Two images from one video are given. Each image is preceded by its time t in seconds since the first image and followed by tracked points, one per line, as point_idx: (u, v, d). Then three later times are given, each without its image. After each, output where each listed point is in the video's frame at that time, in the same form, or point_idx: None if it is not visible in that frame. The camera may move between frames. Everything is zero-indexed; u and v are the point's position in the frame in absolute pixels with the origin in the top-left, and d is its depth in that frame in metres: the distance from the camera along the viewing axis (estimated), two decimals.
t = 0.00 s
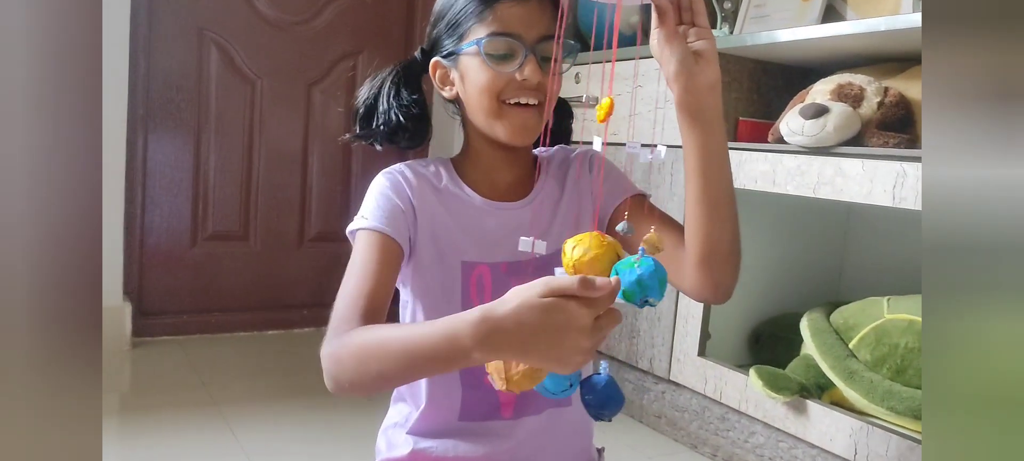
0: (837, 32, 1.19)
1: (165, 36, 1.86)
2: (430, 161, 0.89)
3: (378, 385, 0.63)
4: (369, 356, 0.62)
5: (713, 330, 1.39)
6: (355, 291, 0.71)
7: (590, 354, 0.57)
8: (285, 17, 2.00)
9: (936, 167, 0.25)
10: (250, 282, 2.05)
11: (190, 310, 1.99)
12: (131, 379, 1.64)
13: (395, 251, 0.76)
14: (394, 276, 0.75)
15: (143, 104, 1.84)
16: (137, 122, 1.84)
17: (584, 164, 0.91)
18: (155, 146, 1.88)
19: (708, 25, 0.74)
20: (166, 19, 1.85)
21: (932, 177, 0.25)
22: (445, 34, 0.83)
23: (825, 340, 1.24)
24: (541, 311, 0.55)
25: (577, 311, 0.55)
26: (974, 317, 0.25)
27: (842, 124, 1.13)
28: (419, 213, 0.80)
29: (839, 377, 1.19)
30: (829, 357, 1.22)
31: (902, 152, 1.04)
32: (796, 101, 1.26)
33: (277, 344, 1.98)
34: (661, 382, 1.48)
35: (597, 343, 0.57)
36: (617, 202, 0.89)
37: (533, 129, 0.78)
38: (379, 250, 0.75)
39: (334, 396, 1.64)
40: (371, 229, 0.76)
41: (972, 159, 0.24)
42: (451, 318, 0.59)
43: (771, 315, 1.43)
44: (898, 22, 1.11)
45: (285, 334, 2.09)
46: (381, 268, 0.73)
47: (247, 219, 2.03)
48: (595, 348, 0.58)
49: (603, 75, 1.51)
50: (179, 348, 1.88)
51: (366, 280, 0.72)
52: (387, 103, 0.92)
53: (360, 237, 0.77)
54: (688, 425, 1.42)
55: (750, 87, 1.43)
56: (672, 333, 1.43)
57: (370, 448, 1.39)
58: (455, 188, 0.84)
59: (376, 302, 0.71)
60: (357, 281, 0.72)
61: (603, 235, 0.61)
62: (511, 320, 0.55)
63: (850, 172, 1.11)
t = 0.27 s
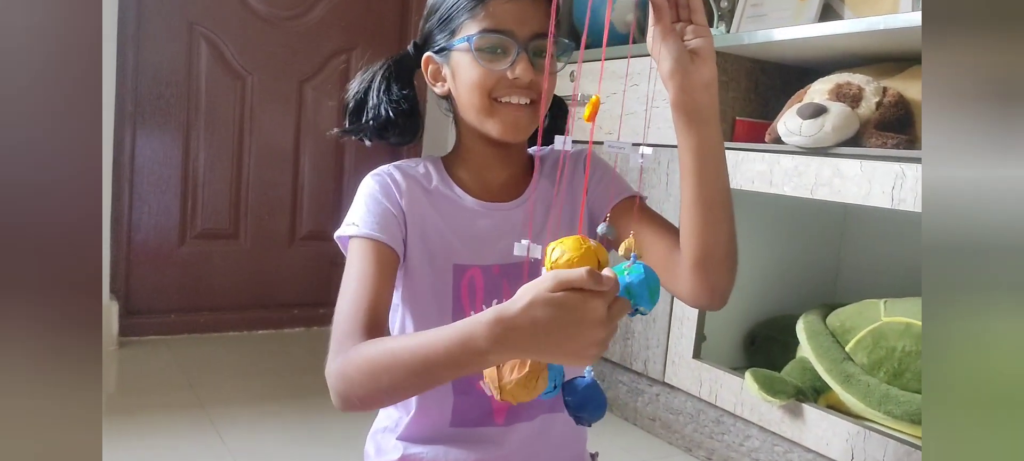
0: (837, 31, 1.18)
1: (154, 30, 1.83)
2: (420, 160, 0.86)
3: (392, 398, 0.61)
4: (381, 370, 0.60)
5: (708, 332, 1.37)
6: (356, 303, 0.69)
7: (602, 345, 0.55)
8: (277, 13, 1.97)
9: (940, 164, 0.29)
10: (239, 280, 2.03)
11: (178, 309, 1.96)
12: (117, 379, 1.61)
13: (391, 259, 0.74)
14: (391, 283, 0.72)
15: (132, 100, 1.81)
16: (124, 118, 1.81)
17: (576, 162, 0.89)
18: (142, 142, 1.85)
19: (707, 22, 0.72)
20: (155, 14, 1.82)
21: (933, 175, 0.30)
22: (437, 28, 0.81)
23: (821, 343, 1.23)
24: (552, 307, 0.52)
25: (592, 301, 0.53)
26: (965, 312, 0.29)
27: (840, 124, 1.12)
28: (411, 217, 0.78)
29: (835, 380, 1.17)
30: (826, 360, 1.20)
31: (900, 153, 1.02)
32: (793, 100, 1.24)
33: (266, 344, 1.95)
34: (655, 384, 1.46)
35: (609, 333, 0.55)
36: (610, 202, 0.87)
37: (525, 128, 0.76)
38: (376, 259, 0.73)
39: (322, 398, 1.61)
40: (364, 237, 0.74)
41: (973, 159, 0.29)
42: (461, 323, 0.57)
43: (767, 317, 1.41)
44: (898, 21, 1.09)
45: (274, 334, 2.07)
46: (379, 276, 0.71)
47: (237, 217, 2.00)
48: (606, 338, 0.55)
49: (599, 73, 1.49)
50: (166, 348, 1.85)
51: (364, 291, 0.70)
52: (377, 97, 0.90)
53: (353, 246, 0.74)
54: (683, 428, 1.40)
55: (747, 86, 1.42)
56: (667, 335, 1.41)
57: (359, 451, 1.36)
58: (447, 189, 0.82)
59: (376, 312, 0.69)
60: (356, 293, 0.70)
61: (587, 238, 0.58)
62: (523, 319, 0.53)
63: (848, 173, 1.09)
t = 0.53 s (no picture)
0: (834, 29, 1.17)
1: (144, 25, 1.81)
2: (411, 158, 0.85)
3: (383, 397, 0.59)
4: (370, 368, 0.58)
5: (703, 332, 1.36)
6: (346, 302, 0.67)
7: (594, 341, 0.53)
8: (269, 8, 1.95)
9: (940, 164, 0.27)
10: (230, 278, 2.01)
11: (168, 306, 1.95)
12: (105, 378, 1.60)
13: (382, 257, 0.72)
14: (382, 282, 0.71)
15: (121, 95, 1.80)
16: (114, 113, 1.79)
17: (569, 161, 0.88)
18: (133, 138, 1.84)
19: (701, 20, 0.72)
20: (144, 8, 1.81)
21: (933, 177, 0.28)
22: (430, 19, 0.80)
23: (817, 344, 1.22)
24: (540, 298, 0.51)
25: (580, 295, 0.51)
26: (966, 313, 0.27)
27: (837, 123, 1.11)
28: (401, 214, 0.77)
29: (831, 381, 1.16)
30: (821, 361, 1.19)
31: (899, 153, 1.02)
32: (790, 99, 1.23)
33: (257, 343, 1.94)
34: (649, 384, 1.45)
35: (602, 329, 0.53)
36: (605, 204, 0.85)
37: (515, 122, 0.74)
38: (366, 257, 0.71)
39: (313, 397, 1.60)
40: (354, 235, 0.72)
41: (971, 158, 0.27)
42: (449, 317, 0.55)
43: (762, 317, 1.40)
44: (898, 20, 1.08)
45: (265, 333, 2.05)
46: (369, 274, 0.70)
47: (228, 213, 1.99)
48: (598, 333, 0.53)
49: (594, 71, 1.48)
50: (157, 347, 1.83)
51: (354, 290, 0.68)
52: (364, 86, 0.88)
53: (343, 244, 0.73)
54: (677, 429, 1.39)
55: (743, 85, 1.41)
56: (661, 335, 1.40)
57: (349, 451, 1.35)
58: (438, 187, 0.81)
59: (367, 311, 0.67)
60: (346, 292, 0.68)
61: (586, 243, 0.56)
62: (511, 311, 0.52)
63: (844, 173, 1.08)
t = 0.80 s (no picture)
0: (828, 29, 1.17)
1: (135, 22, 1.80)
2: (406, 149, 0.85)
3: (367, 391, 0.59)
4: (355, 361, 0.58)
5: (695, 332, 1.36)
6: (336, 293, 0.67)
7: (581, 347, 0.53)
8: (261, 6, 1.95)
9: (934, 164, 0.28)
10: (221, 276, 2.00)
11: (158, 305, 1.93)
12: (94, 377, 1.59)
13: (374, 248, 0.72)
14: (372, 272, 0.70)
15: (112, 92, 1.79)
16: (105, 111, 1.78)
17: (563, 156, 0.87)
18: (123, 136, 1.82)
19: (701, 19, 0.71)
20: (135, 5, 1.79)
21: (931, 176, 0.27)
22: (423, 11, 0.79)
23: (808, 344, 1.22)
24: (529, 301, 0.51)
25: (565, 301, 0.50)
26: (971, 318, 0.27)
27: (830, 123, 1.11)
28: (393, 206, 0.76)
29: (823, 381, 1.16)
30: (813, 362, 1.19)
31: (891, 153, 1.02)
32: (782, 99, 1.23)
33: (248, 342, 1.93)
34: (641, 384, 1.45)
35: (589, 336, 0.53)
36: (599, 200, 0.85)
37: (502, 119, 0.74)
38: (357, 247, 0.71)
39: (304, 397, 1.59)
40: (345, 224, 0.72)
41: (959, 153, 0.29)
42: (438, 313, 0.55)
43: (754, 317, 1.40)
44: (892, 20, 1.08)
45: (257, 332, 2.04)
46: (360, 266, 0.70)
47: (219, 212, 1.98)
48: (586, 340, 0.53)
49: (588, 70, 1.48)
50: (148, 346, 1.82)
51: (344, 280, 0.68)
52: (350, 73, 0.87)
53: (334, 232, 0.72)
54: (669, 429, 1.39)
55: (736, 85, 1.41)
56: (654, 335, 1.40)
57: (338, 450, 1.35)
58: (430, 179, 0.80)
59: (355, 303, 0.67)
60: (336, 281, 0.68)
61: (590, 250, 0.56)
62: (497, 314, 0.52)
63: (836, 173, 1.08)
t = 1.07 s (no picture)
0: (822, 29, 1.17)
1: (127, 22, 1.80)
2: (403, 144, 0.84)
3: (358, 398, 0.59)
4: (345, 367, 0.58)
5: (689, 332, 1.36)
6: (330, 293, 0.67)
7: (551, 370, 0.49)
8: (255, 6, 1.94)
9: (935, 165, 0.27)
10: (215, 277, 1.99)
11: (152, 305, 1.93)
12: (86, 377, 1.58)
13: (368, 246, 0.72)
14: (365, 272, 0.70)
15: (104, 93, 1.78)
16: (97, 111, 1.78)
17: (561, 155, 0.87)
18: (116, 136, 1.82)
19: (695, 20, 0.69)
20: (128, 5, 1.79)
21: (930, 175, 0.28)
22: (418, 15, 0.79)
23: (802, 344, 1.22)
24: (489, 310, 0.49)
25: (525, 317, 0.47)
26: (969, 317, 0.31)
27: (823, 124, 1.11)
28: (388, 203, 0.76)
29: (816, 382, 1.16)
30: (806, 362, 1.20)
31: (883, 154, 1.02)
32: (776, 99, 1.23)
33: (242, 343, 1.92)
34: (636, 385, 1.45)
35: (537, 360, 0.48)
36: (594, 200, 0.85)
37: (500, 124, 0.74)
38: (352, 245, 0.71)
39: (297, 397, 1.58)
40: (339, 219, 0.72)
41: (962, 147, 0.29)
42: (428, 318, 0.55)
43: (748, 318, 1.41)
44: (885, 21, 1.08)
45: (250, 332, 2.04)
46: (355, 265, 0.70)
47: (212, 212, 1.97)
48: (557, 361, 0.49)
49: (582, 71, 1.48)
50: (141, 346, 1.81)
51: (338, 278, 0.68)
52: (349, 79, 0.87)
53: (328, 228, 0.72)
54: (663, 429, 1.39)
55: (730, 86, 1.41)
56: (648, 335, 1.40)
57: (332, 451, 1.34)
58: (427, 174, 0.80)
59: (348, 303, 0.67)
60: (330, 281, 0.68)
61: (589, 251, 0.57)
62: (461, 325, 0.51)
63: (829, 173, 1.09)
